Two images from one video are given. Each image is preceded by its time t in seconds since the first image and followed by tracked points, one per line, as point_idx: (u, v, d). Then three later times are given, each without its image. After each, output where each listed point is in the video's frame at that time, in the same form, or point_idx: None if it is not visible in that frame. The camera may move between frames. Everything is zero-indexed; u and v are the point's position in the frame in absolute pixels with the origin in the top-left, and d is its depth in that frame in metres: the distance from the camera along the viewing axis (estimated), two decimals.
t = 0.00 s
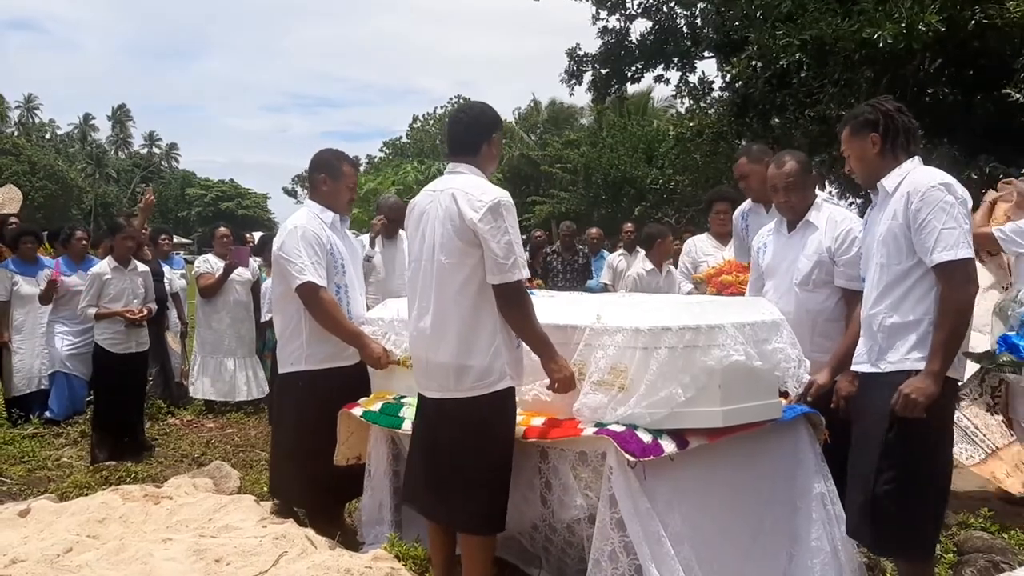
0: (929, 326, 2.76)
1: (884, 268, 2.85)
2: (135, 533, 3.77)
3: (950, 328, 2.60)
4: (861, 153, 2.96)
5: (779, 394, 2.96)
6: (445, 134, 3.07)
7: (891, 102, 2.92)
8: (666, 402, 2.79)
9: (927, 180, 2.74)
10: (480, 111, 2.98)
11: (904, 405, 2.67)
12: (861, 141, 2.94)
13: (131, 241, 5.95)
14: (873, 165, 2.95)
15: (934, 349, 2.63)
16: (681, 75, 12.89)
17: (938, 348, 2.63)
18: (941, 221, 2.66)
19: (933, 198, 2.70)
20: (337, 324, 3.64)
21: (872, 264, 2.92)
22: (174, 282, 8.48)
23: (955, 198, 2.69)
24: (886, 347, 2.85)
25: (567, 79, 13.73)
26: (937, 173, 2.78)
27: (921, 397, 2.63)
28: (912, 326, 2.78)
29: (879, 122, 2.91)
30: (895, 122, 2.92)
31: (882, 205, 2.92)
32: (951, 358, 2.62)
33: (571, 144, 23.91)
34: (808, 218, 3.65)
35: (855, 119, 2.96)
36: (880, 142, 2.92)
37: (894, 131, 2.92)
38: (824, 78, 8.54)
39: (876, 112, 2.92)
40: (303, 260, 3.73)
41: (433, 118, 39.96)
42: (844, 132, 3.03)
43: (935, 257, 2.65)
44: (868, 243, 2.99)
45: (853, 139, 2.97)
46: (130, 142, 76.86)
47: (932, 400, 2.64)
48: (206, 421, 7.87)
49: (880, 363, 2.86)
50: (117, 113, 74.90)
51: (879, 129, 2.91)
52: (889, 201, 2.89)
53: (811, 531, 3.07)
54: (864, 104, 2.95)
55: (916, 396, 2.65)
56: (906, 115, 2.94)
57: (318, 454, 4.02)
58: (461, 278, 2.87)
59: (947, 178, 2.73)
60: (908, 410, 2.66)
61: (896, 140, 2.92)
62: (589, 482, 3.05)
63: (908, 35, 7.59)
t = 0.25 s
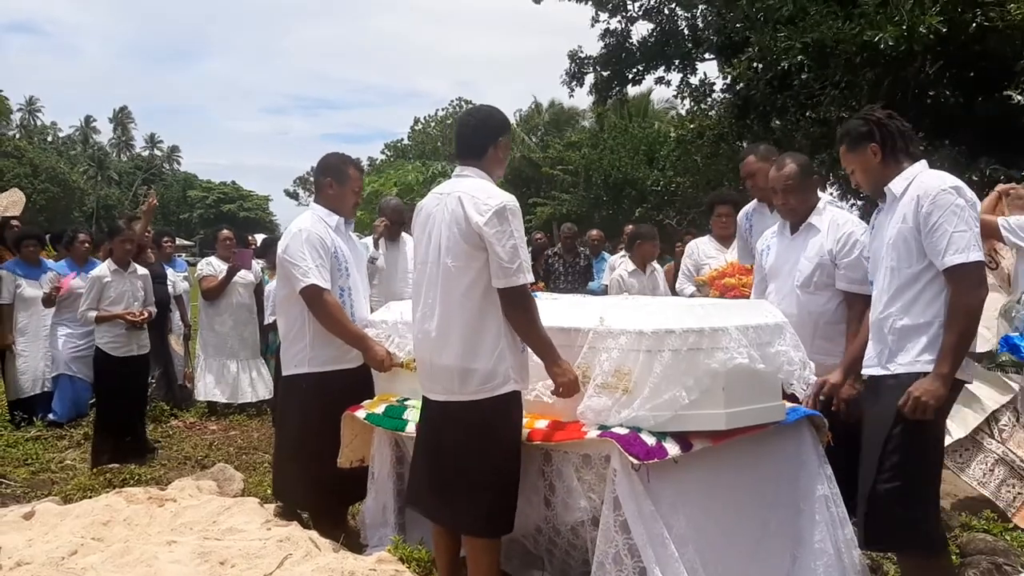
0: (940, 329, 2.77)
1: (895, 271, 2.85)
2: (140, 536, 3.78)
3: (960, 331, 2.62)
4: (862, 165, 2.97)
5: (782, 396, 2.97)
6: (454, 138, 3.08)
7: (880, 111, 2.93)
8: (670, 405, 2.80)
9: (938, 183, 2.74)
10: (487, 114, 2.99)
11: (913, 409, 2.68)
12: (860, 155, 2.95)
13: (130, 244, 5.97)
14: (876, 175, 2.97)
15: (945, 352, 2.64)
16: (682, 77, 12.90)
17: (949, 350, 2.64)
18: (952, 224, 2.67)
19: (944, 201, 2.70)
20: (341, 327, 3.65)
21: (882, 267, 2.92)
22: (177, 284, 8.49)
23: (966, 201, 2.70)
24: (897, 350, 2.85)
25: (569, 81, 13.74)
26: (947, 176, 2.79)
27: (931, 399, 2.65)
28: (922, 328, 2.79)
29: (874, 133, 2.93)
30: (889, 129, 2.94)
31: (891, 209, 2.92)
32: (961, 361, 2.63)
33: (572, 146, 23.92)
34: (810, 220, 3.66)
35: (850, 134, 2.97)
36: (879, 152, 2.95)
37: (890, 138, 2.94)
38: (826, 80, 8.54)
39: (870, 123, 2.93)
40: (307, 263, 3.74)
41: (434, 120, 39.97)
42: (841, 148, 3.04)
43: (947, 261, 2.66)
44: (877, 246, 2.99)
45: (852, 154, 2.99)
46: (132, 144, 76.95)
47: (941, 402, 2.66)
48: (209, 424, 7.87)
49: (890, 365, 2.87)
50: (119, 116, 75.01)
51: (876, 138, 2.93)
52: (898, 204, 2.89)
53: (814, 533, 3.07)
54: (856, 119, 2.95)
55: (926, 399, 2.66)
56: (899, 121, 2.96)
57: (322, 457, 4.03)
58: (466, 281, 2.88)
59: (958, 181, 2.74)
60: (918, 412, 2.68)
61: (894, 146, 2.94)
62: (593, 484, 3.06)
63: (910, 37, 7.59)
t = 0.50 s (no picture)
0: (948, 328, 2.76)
1: (899, 272, 2.86)
2: (143, 536, 3.78)
3: (962, 331, 2.63)
4: (866, 167, 2.98)
5: (786, 395, 2.97)
6: (459, 138, 3.08)
7: (879, 113, 2.95)
8: (673, 404, 2.80)
9: (934, 181, 2.77)
10: (494, 114, 2.99)
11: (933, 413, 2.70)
12: (862, 157, 2.96)
13: (129, 245, 5.98)
14: (880, 176, 2.97)
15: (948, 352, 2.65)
16: (683, 76, 12.90)
17: (952, 350, 2.65)
18: (950, 221, 2.69)
19: (941, 199, 2.72)
20: (343, 327, 3.66)
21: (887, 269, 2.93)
22: (180, 285, 8.50)
23: (963, 196, 2.71)
24: (904, 351, 2.85)
25: (570, 81, 13.75)
26: (945, 172, 2.80)
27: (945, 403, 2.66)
28: (931, 329, 2.78)
29: (874, 135, 2.94)
30: (889, 130, 2.94)
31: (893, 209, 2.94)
32: (966, 359, 2.64)
33: (574, 146, 23.93)
34: (811, 218, 3.66)
35: (851, 138, 3.00)
36: (882, 153, 2.95)
37: (891, 139, 2.93)
38: (827, 79, 8.54)
39: (869, 126, 2.95)
40: (310, 263, 3.75)
41: (435, 120, 39.97)
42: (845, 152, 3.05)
43: (945, 258, 2.68)
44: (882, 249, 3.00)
45: (855, 158, 2.99)
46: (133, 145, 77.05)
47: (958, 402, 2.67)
48: (211, 424, 7.88)
49: (902, 368, 2.85)
50: (119, 117, 75.12)
51: (877, 141, 2.94)
52: (899, 204, 2.90)
53: (818, 532, 3.07)
54: (855, 123, 2.98)
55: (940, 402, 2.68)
56: (899, 121, 2.96)
57: (325, 457, 4.03)
58: (471, 281, 2.88)
59: (955, 177, 2.75)
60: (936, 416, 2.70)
61: (896, 146, 2.94)
62: (595, 484, 3.06)
63: (911, 36, 7.58)
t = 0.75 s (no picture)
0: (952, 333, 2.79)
1: (906, 277, 2.91)
2: (145, 539, 3.79)
3: (955, 341, 2.65)
4: (872, 170, 3.02)
5: (787, 397, 2.97)
6: (460, 140, 3.08)
7: (882, 115, 2.98)
8: (675, 406, 2.80)
9: (935, 187, 2.78)
10: (495, 116, 3.00)
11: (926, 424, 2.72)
12: (868, 161, 3.00)
13: (130, 248, 6.00)
14: (886, 178, 3.01)
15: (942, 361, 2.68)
16: (683, 78, 12.91)
17: (945, 360, 2.68)
18: (948, 229, 2.71)
19: (941, 205, 2.74)
20: (345, 330, 3.66)
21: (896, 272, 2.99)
22: (181, 288, 8.52)
23: (965, 203, 2.72)
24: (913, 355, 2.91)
25: (570, 84, 13.77)
26: (948, 177, 2.81)
27: (937, 412, 2.69)
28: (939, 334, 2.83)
29: (879, 139, 2.97)
30: (893, 132, 2.97)
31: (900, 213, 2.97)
32: (961, 368, 2.66)
33: (574, 148, 23.96)
34: (815, 219, 3.67)
35: (856, 142, 3.03)
36: (888, 156, 2.98)
37: (896, 141, 2.96)
38: (827, 80, 8.55)
39: (873, 130, 2.98)
40: (312, 266, 3.75)
41: (435, 122, 40.00)
42: (851, 156, 3.10)
43: (943, 266, 2.71)
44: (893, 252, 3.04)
45: (861, 161, 3.04)
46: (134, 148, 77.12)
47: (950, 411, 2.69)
48: (213, 427, 7.88)
49: (913, 372, 2.91)
50: (120, 120, 75.19)
51: (883, 144, 2.97)
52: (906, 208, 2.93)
53: (820, 533, 3.07)
54: (859, 127, 3.01)
55: (933, 413, 2.70)
56: (904, 122, 2.99)
57: (326, 459, 4.04)
58: (473, 285, 2.88)
59: (957, 182, 2.76)
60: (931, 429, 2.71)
61: (902, 149, 2.97)
62: (597, 486, 3.07)
63: (911, 37, 7.59)
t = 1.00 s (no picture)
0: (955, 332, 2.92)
1: (917, 277, 3.05)
2: (147, 541, 3.79)
3: (944, 345, 2.79)
4: (886, 167, 3.07)
5: (788, 398, 2.97)
6: (464, 142, 3.09)
7: (896, 113, 3.03)
8: (676, 407, 2.81)
9: (941, 190, 2.87)
10: (497, 117, 2.99)
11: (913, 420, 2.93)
12: (883, 158, 3.05)
13: (131, 251, 6.00)
14: (900, 175, 3.05)
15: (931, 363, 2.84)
16: (683, 79, 12.92)
17: (933, 361, 2.84)
18: (950, 233, 2.80)
19: (944, 209, 2.83)
20: (346, 332, 3.66)
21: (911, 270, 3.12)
22: (182, 291, 8.52)
23: (967, 206, 2.80)
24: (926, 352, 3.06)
25: (570, 85, 13.78)
26: (955, 179, 2.88)
27: (919, 409, 2.89)
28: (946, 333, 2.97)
29: (893, 136, 3.02)
30: (907, 129, 3.02)
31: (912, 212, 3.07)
32: (948, 370, 2.82)
33: (574, 149, 23.98)
34: (823, 221, 3.68)
35: (870, 139, 3.08)
36: (902, 153, 3.03)
37: (910, 138, 3.01)
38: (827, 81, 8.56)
39: (886, 126, 3.04)
40: (311, 269, 3.75)
41: (435, 124, 40.01)
42: (864, 153, 3.15)
43: (942, 271, 2.82)
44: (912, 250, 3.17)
45: (875, 158, 3.09)
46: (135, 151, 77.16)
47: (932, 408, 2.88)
48: (214, 429, 7.88)
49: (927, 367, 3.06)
50: (120, 122, 75.24)
51: (897, 141, 3.02)
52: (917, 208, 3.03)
53: (821, 534, 3.08)
54: (873, 123, 3.07)
55: (916, 409, 2.91)
56: (917, 120, 3.04)
57: (327, 461, 4.04)
58: (477, 286, 2.88)
59: (963, 185, 2.83)
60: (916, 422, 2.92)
61: (916, 146, 3.02)
62: (599, 488, 3.07)
63: (911, 38, 7.60)
